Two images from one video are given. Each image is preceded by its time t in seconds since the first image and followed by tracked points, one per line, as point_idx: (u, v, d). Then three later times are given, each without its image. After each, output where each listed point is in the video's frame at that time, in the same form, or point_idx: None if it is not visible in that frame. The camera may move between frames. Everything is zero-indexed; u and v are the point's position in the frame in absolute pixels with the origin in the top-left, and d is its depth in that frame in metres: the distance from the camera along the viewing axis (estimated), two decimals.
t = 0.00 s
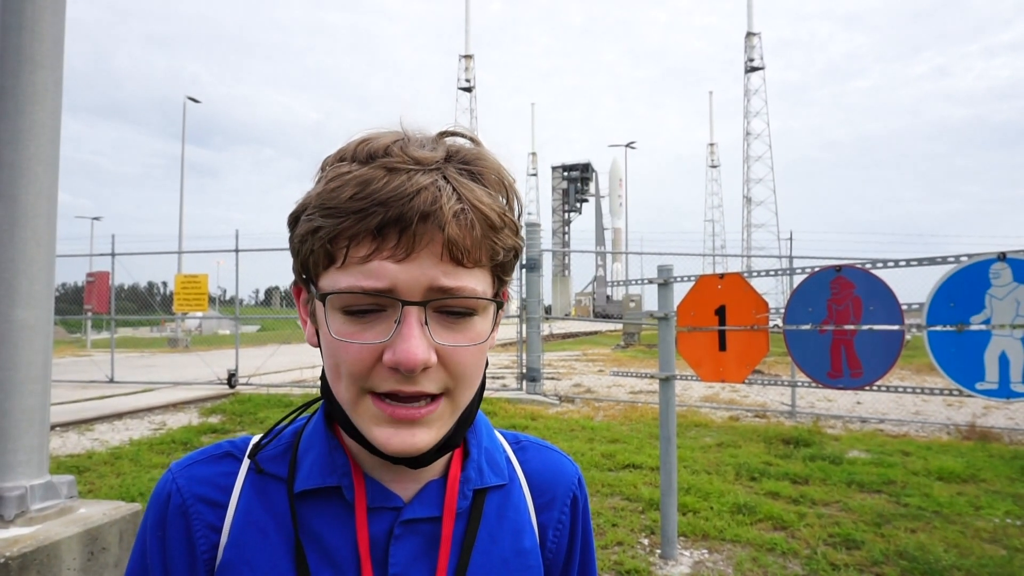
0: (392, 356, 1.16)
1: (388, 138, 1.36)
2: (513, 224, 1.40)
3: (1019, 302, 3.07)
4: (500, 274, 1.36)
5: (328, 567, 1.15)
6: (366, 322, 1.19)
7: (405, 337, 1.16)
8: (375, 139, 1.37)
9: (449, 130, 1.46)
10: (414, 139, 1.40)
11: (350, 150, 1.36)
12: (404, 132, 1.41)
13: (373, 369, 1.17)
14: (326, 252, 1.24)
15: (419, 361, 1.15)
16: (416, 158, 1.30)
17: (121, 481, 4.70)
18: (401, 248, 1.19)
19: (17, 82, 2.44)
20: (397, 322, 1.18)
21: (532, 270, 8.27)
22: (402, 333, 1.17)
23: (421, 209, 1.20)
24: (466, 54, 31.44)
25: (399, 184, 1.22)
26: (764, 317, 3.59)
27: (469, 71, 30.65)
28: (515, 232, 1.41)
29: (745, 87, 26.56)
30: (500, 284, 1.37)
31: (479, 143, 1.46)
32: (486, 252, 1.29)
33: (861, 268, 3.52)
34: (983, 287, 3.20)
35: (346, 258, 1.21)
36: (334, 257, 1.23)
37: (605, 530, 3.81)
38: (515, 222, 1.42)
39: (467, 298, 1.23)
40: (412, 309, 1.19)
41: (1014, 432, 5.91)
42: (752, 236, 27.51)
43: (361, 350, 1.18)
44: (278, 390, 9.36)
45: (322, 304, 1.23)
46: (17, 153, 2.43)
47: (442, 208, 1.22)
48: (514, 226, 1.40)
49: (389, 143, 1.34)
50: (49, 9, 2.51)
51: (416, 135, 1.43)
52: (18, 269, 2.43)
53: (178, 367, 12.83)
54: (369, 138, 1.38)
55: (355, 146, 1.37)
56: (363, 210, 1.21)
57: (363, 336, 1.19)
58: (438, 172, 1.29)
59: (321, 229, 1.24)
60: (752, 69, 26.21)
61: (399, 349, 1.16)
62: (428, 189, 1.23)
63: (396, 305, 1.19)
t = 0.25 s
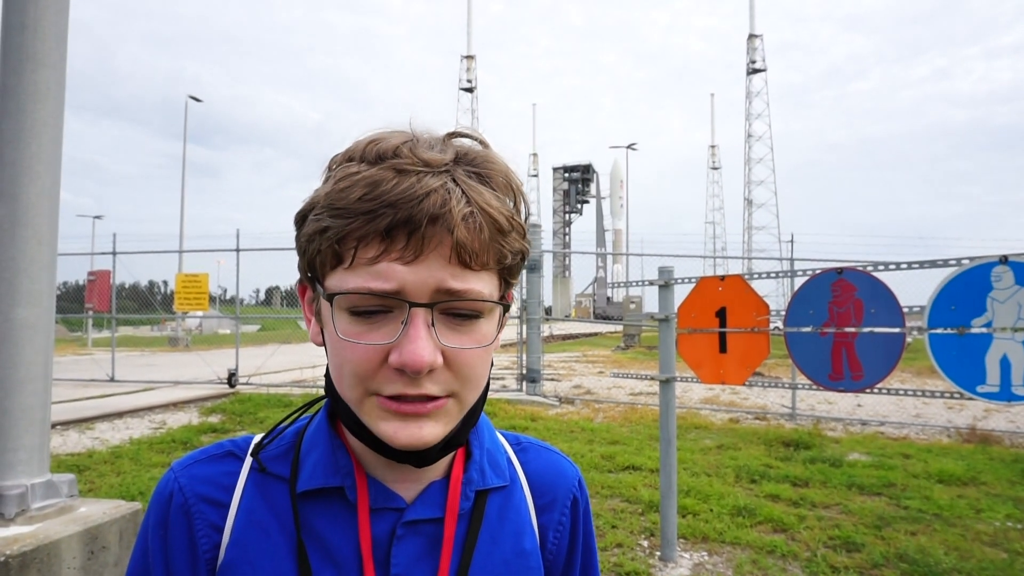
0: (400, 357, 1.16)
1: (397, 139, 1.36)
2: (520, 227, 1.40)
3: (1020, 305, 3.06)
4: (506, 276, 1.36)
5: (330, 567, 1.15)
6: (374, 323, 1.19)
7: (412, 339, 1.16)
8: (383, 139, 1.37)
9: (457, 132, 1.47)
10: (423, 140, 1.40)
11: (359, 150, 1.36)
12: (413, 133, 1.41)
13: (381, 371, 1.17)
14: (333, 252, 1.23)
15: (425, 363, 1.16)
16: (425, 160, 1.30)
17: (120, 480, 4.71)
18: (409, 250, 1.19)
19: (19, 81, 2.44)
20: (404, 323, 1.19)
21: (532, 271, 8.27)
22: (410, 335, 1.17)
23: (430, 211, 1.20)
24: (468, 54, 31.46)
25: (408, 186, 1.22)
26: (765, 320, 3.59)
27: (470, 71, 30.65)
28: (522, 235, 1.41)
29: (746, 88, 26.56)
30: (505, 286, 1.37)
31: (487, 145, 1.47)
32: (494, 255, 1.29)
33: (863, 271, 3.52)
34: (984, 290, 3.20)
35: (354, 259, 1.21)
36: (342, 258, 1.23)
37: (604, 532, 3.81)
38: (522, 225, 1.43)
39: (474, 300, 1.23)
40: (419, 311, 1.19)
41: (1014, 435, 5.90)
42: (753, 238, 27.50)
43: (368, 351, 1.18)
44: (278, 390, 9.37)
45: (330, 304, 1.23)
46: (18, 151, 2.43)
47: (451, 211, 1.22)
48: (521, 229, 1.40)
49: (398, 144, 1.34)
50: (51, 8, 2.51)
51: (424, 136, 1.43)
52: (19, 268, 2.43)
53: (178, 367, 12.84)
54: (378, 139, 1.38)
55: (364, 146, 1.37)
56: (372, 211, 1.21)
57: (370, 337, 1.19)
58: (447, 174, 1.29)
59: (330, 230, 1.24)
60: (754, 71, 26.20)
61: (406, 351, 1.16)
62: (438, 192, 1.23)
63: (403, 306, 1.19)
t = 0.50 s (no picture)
0: (401, 361, 1.16)
1: (398, 142, 1.36)
2: (521, 231, 1.40)
3: (1019, 305, 3.06)
4: (507, 280, 1.36)
5: (330, 571, 1.15)
6: (375, 327, 1.19)
7: (413, 343, 1.16)
8: (384, 143, 1.37)
9: (457, 137, 1.47)
10: (424, 144, 1.40)
11: (360, 154, 1.36)
12: (414, 137, 1.41)
13: (382, 375, 1.17)
14: (334, 256, 1.23)
15: (427, 367, 1.16)
16: (426, 164, 1.30)
17: (120, 484, 4.70)
18: (411, 254, 1.19)
19: (18, 85, 2.44)
20: (405, 327, 1.18)
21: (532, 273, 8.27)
22: (411, 339, 1.17)
23: (432, 215, 1.20)
24: (466, 57, 31.48)
25: (410, 190, 1.22)
26: (764, 320, 3.59)
27: (469, 74, 30.69)
28: (522, 239, 1.41)
29: (744, 90, 26.60)
30: (506, 290, 1.37)
31: (487, 149, 1.47)
32: (495, 259, 1.29)
33: (861, 271, 3.52)
34: (983, 290, 3.20)
35: (356, 263, 1.21)
36: (343, 262, 1.23)
37: (605, 534, 3.80)
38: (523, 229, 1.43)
39: (475, 305, 1.23)
40: (420, 315, 1.19)
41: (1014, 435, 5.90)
42: (752, 239, 27.51)
43: (370, 355, 1.17)
44: (277, 393, 9.36)
45: (331, 308, 1.23)
46: (17, 156, 2.43)
47: (453, 215, 1.22)
48: (522, 233, 1.40)
49: (399, 148, 1.34)
50: (50, 12, 2.51)
51: (425, 140, 1.43)
52: (18, 273, 2.43)
53: (177, 370, 12.82)
54: (379, 143, 1.38)
55: (365, 150, 1.37)
56: (374, 215, 1.21)
57: (371, 341, 1.19)
58: (449, 179, 1.29)
59: (331, 234, 1.24)
60: (752, 72, 26.23)
61: (407, 355, 1.16)
62: (440, 196, 1.23)
63: (405, 310, 1.19)
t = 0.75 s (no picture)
0: (397, 355, 1.16)
1: (394, 138, 1.36)
2: (518, 226, 1.40)
3: (1017, 306, 3.06)
4: (504, 275, 1.36)
5: (328, 569, 1.15)
6: (372, 321, 1.19)
7: (410, 337, 1.16)
8: (380, 139, 1.38)
9: (453, 133, 1.47)
10: (420, 140, 1.40)
11: (356, 150, 1.36)
12: (410, 133, 1.41)
13: (378, 369, 1.17)
14: (331, 251, 1.23)
15: (424, 361, 1.15)
16: (422, 159, 1.30)
17: (118, 484, 4.69)
18: (407, 247, 1.19)
19: (17, 83, 2.43)
20: (402, 321, 1.18)
21: (531, 273, 8.27)
22: (408, 333, 1.17)
23: (428, 209, 1.20)
24: (465, 57, 31.47)
25: (406, 184, 1.23)
26: (763, 320, 3.59)
27: (469, 74, 30.68)
28: (519, 234, 1.41)
29: (744, 90, 26.59)
30: (503, 285, 1.37)
31: (484, 145, 1.47)
32: (492, 253, 1.29)
33: (860, 271, 3.51)
34: (981, 290, 3.20)
35: (353, 257, 1.21)
36: (340, 257, 1.23)
37: (604, 534, 3.80)
38: (520, 224, 1.43)
39: (472, 298, 1.23)
40: (418, 309, 1.18)
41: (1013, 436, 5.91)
42: (751, 239, 27.51)
43: (366, 350, 1.17)
44: (276, 393, 9.35)
45: (327, 303, 1.23)
46: (15, 154, 2.42)
47: (449, 209, 1.22)
48: (519, 228, 1.40)
49: (395, 143, 1.35)
50: (48, 10, 2.50)
51: (421, 136, 1.43)
52: (16, 271, 2.42)
53: (176, 370, 12.81)
54: (375, 139, 1.39)
55: (361, 146, 1.37)
56: (371, 209, 1.21)
57: (368, 335, 1.19)
58: (445, 173, 1.29)
59: (328, 228, 1.24)
60: (752, 72, 26.24)
61: (404, 349, 1.16)
62: (436, 190, 1.23)
63: (402, 304, 1.19)
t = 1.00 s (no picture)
0: (397, 356, 1.15)
1: (394, 137, 1.36)
2: (518, 226, 1.40)
3: (1016, 303, 3.07)
4: (504, 275, 1.35)
5: (327, 569, 1.15)
6: (371, 322, 1.19)
7: (410, 338, 1.16)
8: (380, 139, 1.37)
9: (454, 132, 1.47)
10: (420, 139, 1.40)
11: (356, 149, 1.36)
12: (410, 133, 1.41)
13: (377, 370, 1.17)
14: (331, 251, 1.23)
15: (423, 362, 1.15)
16: (422, 158, 1.30)
17: (117, 484, 4.68)
18: (407, 248, 1.19)
19: (13, 84, 2.43)
20: (401, 322, 1.18)
21: (530, 272, 8.27)
22: (407, 333, 1.16)
23: (427, 209, 1.20)
24: (464, 55, 31.44)
25: (405, 184, 1.22)
26: (762, 318, 3.59)
27: (467, 73, 30.66)
28: (520, 234, 1.41)
29: (742, 88, 26.59)
30: (503, 285, 1.37)
31: (484, 145, 1.47)
32: (491, 253, 1.29)
33: (858, 269, 3.52)
34: (979, 288, 3.21)
35: (352, 258, 1.21)
36: (339, 257, 1.23)
37: (603, 532, 3.80)
38: (520, 224, 1.43)
39: (471, 299, 1.23)
40: (417, 309, 1.18)
41: (1011, 433, 5.92)
42: (750, 237, 27.51)
43: (365, 350, 1.17)
44: (275, 393, 9.34)
45: (326, 303, 1.23)
46: (12, 155, 2.42)
47: (448, 209, 1.22)
48: (520, 228, 1.40)
49: (395, 143, 1.35)
50: (44, 10, 2.50)
51: (421, 136, 1.43)
52: (14, 272, 2.41)
53: (175, 370, 12.80)
54: (375, 138, 1.39)
55: (361, 145, 1.37)
56: (370, 209, 1.21)
57: (367, 336, 1.18)
58: (445, 173, 1.29)
59: (327, 228, 1.24)
60: (750, 71, 26.23)
61: (404, 349, 1.15)
62: (435, 190, 1.23)
63: (401, 305, 1.19)
